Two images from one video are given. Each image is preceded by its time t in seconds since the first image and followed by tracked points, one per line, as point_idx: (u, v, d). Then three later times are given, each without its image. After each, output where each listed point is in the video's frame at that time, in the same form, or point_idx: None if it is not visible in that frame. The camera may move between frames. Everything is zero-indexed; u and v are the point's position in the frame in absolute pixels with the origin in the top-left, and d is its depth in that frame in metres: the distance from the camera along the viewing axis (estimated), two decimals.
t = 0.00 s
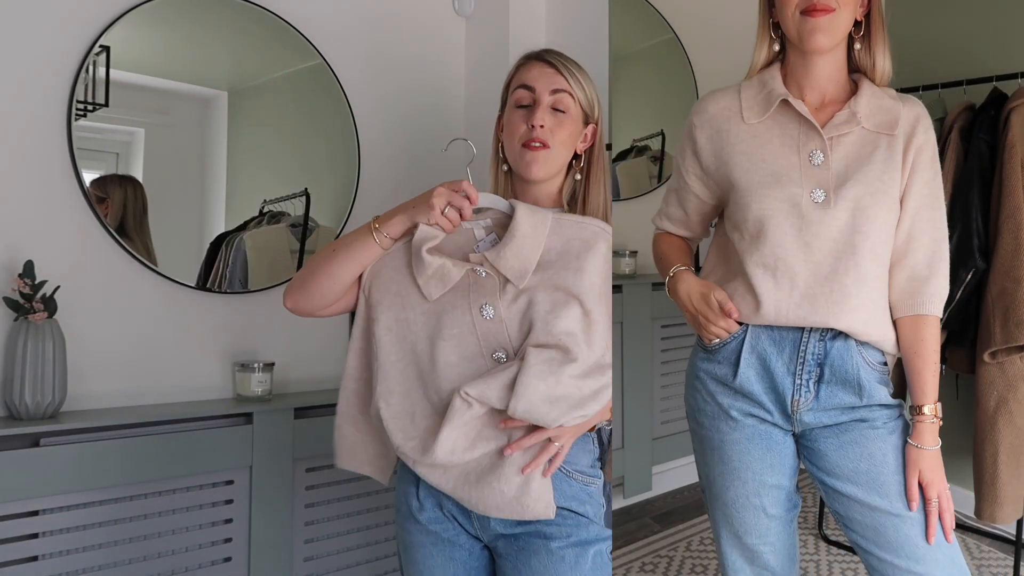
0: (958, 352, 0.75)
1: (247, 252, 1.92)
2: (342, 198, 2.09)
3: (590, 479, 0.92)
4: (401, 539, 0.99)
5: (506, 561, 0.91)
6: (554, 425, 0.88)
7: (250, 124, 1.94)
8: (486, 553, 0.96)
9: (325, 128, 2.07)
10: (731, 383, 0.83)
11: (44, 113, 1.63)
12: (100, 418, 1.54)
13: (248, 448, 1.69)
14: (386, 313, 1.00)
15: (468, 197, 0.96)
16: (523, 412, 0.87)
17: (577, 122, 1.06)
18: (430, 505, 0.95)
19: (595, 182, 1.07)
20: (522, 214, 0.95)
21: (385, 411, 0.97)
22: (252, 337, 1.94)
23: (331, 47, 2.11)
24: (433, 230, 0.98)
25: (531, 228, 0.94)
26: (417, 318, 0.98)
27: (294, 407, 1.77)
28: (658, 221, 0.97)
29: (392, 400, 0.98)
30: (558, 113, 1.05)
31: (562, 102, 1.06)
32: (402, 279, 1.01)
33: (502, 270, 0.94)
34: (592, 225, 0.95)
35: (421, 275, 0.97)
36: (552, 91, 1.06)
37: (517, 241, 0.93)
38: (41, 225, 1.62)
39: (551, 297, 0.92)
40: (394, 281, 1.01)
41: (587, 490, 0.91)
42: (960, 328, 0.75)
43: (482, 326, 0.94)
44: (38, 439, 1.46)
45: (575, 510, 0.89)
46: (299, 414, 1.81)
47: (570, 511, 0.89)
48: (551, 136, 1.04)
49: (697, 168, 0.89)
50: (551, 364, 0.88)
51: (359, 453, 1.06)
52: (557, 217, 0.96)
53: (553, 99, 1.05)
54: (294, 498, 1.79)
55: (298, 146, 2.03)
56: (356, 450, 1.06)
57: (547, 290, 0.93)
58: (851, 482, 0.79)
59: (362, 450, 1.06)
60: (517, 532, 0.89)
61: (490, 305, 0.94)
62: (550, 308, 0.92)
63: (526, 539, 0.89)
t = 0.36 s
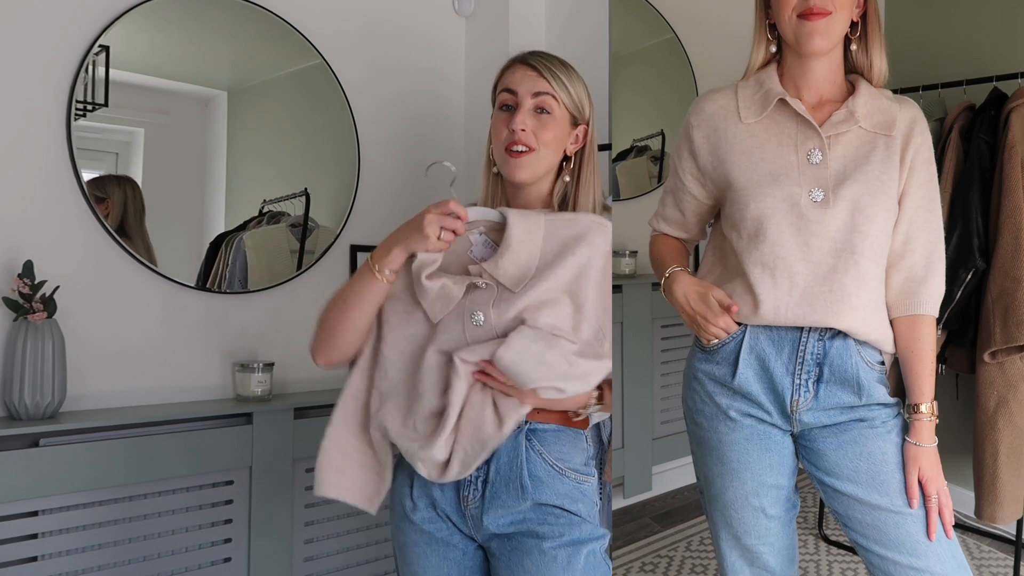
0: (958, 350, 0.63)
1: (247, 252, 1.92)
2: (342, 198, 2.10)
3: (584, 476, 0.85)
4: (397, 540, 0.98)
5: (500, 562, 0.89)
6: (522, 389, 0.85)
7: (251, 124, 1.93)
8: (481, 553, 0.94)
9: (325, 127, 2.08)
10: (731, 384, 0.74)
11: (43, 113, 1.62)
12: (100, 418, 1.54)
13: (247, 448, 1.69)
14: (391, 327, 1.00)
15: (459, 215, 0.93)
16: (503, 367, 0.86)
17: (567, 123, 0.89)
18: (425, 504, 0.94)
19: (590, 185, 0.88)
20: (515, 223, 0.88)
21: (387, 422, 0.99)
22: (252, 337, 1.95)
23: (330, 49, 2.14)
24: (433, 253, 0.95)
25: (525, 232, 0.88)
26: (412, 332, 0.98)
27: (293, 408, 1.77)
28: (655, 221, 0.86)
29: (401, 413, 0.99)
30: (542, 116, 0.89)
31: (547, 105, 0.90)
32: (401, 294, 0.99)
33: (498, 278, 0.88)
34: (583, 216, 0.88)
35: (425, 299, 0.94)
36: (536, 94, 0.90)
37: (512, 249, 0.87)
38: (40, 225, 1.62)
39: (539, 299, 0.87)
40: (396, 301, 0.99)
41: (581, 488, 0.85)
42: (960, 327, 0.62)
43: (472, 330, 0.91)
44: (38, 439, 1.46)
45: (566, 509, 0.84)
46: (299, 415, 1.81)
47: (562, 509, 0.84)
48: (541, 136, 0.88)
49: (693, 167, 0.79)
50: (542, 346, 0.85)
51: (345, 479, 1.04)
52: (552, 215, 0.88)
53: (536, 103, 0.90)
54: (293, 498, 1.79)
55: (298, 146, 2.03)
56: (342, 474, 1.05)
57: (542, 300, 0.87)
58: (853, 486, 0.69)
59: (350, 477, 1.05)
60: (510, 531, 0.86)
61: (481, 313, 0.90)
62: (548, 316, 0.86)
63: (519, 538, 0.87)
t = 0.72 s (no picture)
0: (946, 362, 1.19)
1: (247, 251, 1.92)
2: (340, 199, 2.11)
3: (585, 479, 0.99)
4: (399, 540, 1.03)
5: (502, 562, 0.97)
6: (528, 405, 0.88)
7: (251, 125, 1.94)
8: (481, 552, 1.00)
9: (324, 128, 2.10)
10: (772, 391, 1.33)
11: (45, 113, 1.63)
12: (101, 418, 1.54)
13: (248, 449, 1.70)
14: (376, 325, 0.99)
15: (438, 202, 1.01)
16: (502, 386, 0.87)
17: (559, 121, 1.16)
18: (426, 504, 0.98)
19: (578, 172, 1.19)
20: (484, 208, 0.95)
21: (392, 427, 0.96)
22: (252, 337, 1.95)
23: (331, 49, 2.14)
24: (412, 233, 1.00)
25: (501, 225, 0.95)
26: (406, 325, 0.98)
27: (293, 407, 1.78)
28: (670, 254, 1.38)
29: (404, 408, 0.97)
30: (539, 113, 1.15)
31: (542, 104, 1.16)
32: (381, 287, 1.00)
33: (474, 267, 0.93)
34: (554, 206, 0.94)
35: (403, 287, 0.97)
36: (532, 94, 1.16)
37: (483, 238, 0.94)
38: (41, 224, 1.61)
39: (527, 287, 0.93)
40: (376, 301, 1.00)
41: (582, 489, 0.97)
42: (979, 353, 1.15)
43: (468, 335, 0.94)
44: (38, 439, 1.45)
45: (569, 511, 0.95)
46: (299, 415, 1.82)
47: (565, 511, 0.94)
48: (538, 134, 1.13)
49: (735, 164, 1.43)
50: (536, 348, 0.88)
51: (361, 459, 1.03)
52: (522, 206, 0.96)
53: (534, 102, 1.15)
54: (293, 498, 1.79)
55: (298, 146, 2.04)
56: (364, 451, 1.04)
57: (524, 285, 0.93)
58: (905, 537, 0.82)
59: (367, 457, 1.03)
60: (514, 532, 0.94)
61: (472, 314, 0.93)
62: (536, 301, 0.92)
63: (522, 539, 0.94)
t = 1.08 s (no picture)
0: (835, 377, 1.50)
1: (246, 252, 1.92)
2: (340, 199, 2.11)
3: (588, 482, 1.08)
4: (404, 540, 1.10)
5: (503, 563, 1.04)
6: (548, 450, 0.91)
7: (251, 125, 1.94)
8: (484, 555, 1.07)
9: (324, 128, 2.10)
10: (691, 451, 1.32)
11: (44, 113, 1.62)
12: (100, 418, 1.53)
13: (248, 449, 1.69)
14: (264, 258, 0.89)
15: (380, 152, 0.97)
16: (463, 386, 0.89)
17: (574, 122, 1.27)
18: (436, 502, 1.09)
19: (594, 170, 1.27)
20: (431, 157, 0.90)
21: (259, 373, 0.90)
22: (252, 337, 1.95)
23: (331, 49, 2.14)
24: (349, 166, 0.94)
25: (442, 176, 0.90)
26: (300, 254, 0.88)
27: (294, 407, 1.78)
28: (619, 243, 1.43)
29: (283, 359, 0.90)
30: (554, 115, 1.26)
31: (557, 104, 1.27)
32: (274, 216, 0.90)
33: (402, 206, 0.88)
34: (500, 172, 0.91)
35: (310, 202, 0.88)
36: (547, 95, 1.27)
37: (420, 180, 0.89)
38: (40, 224, 1.61)
39: (446, 247, 0.88)
40: (272, 216, 0.90)
41: (585, 493, 1.07)
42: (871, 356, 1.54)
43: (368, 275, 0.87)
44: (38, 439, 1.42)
45: (571, 512, 1.04)
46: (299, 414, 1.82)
47: (566, 515, 1.04)
48: (549, 131, 1.24)
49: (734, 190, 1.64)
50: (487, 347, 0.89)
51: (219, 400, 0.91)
52: (468, 164, 0.91)
53: (549, 102, 1.26)
54: (293, 499, 1.78)
55: (298, 146, 2.04)
56: (223, 393, 0.91)
57: (443, 239, 0.88)
58: None
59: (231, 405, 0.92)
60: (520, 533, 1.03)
61: (385, 248, 0.87)
62: (462, 262, 0.88)
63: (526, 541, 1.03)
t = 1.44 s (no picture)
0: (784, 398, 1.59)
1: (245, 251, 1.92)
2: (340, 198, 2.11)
3: (603, 485, 1.14)
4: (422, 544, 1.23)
5: (517, 562, 1.14)
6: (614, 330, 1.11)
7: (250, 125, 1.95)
8: (495, 555, 1.20)
9: (324, 128, 2.10)
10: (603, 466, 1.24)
11: (44, 113, 1.62)
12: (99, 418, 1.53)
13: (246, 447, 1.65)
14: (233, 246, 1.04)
15: (375, 157, 1.14)
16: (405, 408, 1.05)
17: (591, 119, 1.29)
18: (443, 507, 1.20)
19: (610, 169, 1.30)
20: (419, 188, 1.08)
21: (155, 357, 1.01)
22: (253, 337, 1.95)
23: (331, 49, 2.14)
24: (343, 163, 1.10)
25: (432, 212, 1.08)
26: (268, 246, 1.06)
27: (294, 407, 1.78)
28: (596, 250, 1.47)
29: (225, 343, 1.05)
30: (572, 112, 1.28)
31: (574, 103, 1.29)
32: (268, 212, 1.06)
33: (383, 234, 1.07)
34: (480, 227, 1.11)
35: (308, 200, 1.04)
36: (563, 93, 1.28)
37: (409, 215, 1.06)
38: (40, 225, 1.61)
39: (404, 284, 1.08)
40: (250, 193, 1.05)
41: (600, 496, 1.13)
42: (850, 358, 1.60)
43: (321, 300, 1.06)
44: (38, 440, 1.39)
45: (588, 518, 1.10)
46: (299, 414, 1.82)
47: (582, 518, 1.10)
48: (565, 131, 1.26)
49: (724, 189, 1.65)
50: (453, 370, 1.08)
51: (73, 358, 0.98)
52: (452, 208, 1.11)
53: (566, 101, 1.28)
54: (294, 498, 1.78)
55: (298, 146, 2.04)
56: (83, 349, 0.99)
57: (401, 277, 1.09)
58: None
59: (103, 368, 1.00)
60: (532, 537, 1.11)
61: (348, 278, 1.06)
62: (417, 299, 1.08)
63: (540, 543, 1.11)
